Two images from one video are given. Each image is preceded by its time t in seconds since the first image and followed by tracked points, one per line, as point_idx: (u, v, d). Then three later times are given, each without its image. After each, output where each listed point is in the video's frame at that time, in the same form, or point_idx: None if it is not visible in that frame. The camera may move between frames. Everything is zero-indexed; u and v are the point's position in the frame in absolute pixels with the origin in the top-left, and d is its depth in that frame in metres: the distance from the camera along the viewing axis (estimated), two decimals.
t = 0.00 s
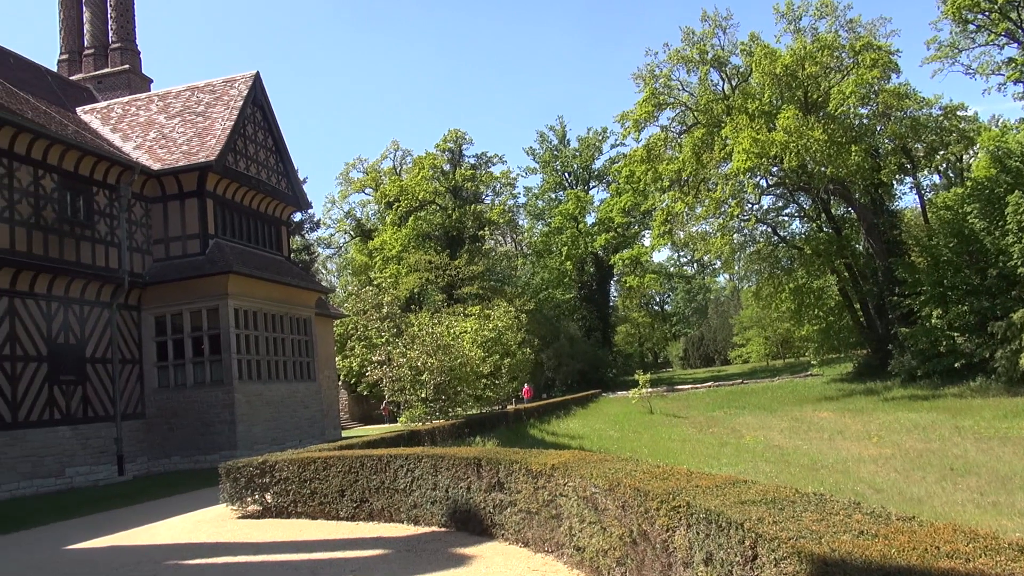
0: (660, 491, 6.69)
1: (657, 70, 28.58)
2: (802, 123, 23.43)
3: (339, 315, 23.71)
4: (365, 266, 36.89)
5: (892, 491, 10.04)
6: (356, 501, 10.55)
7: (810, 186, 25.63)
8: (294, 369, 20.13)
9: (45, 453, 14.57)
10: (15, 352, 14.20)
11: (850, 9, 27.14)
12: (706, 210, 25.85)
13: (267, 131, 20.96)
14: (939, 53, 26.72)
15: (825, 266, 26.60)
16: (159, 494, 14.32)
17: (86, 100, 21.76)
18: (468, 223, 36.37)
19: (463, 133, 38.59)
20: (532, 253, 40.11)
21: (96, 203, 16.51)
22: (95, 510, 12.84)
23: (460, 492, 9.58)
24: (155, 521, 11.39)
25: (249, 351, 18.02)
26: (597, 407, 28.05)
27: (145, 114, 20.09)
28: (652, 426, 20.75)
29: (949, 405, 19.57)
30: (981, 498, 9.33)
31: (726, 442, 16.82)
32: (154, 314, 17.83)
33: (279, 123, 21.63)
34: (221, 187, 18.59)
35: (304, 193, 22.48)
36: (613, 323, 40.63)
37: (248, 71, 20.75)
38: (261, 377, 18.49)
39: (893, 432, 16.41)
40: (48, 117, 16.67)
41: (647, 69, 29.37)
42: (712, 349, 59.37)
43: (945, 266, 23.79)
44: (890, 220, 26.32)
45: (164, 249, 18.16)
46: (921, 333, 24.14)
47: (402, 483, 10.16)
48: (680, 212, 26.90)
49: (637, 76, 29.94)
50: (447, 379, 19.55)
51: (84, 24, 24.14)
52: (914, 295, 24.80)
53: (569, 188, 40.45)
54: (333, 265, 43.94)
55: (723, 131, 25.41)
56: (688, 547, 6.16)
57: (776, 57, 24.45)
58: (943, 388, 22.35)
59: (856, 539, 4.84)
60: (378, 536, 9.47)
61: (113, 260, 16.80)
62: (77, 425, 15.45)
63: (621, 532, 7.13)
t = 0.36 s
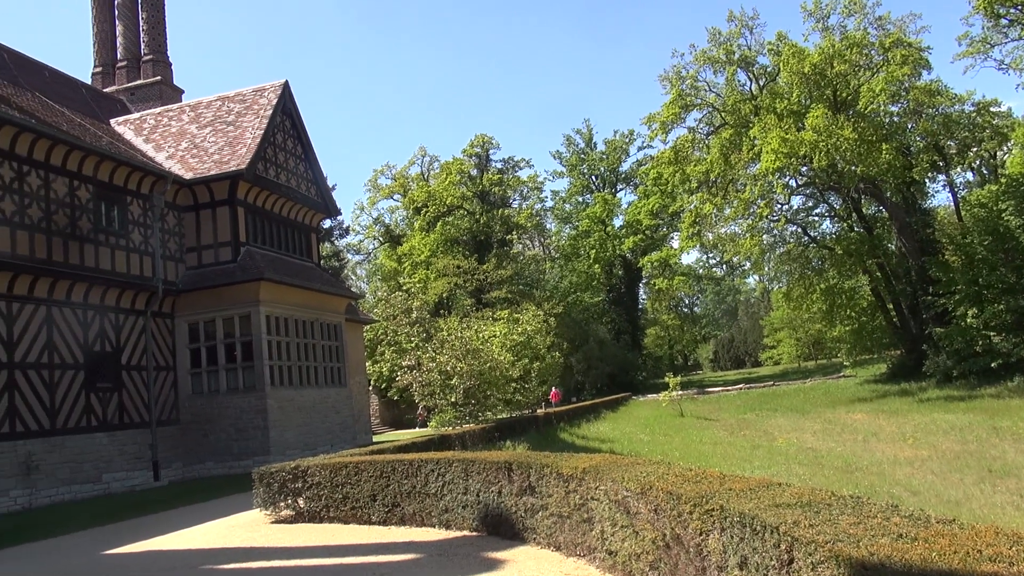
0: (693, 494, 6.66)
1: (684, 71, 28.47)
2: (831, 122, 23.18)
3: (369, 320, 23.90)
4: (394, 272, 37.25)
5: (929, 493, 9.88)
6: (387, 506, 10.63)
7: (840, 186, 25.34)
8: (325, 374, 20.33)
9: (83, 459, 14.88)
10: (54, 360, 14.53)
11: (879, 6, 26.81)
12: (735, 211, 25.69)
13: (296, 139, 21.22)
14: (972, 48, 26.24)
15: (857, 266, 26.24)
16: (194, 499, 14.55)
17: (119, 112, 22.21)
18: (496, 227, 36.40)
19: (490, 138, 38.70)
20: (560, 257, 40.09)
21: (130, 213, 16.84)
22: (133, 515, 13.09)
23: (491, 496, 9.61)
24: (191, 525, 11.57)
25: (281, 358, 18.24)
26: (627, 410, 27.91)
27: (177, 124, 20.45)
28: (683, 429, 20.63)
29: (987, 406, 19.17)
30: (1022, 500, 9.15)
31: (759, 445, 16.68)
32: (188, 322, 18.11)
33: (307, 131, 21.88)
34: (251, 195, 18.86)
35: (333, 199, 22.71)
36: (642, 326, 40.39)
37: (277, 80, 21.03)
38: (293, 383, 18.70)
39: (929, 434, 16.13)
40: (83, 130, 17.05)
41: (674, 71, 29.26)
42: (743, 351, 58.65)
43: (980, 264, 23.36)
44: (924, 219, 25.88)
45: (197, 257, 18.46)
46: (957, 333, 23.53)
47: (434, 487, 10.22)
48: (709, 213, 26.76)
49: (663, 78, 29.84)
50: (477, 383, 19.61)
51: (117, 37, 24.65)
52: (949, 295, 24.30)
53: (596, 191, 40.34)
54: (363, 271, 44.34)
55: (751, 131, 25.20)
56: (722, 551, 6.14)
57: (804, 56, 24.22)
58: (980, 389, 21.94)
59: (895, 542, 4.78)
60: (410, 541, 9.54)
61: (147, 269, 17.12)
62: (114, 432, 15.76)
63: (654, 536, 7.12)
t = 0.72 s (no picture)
0: (727, 499, 6.61)
1: (711, 73, 28.32)
2: (862, 122, 22.92)
3: (399, 326, 24.05)
4: (422, 277, 37.45)
5: (968, 498, 9.71)
6: (418, 510, 10.66)
7: (872, 186, 25.03)
8: (355, 380, 20.48)
9: (120, 464, 15.15)
10: (91, 367, 14.83)
11: (909, 4, 26.45)
12: (764, 213, 25.50)
13: (325, 147, 21.43)
14: (1006, 44, 25.77)
15: (890, 268, 25.85)
16: (228, 503, 14.75)
17: (152, 123, 22.61)
18: (523, 232, 36.46)
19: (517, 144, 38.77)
20: (588, 261, 40.03)
21: (164, 222, 17.14)
22: (169, 520, 13.30)
23: (522, 501, 9.61)
24: (225, 530, 11.73)
25: (312, 364, 18.43)
26: (657, 415, 27.77)
27: (208, 134, 20.76)
28: (714, 433, 20.48)
29: None
30: None
31: (792, 449, 16.50)
32: (220, 328, 18.36)
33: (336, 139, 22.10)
34: (282, 203, 19.09)
35: (362, 206, 22.90)
36: (671, 330, 40.15)
37: (305, 89, 21.26)
38: (324, 389, 18.87)
39: (966, 437, 15.83)
40: (118, 141, 17.40)
41: (701, 73, 29.11)
42: (773, 355, 57.71)
43: (1017, 264, 22.79)
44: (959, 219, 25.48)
45: (229, 265, 18.71)
46: (994, 333, 23.13)
47: (464, 492, 10.24)
48: (738, 215, 26.59)
49: (690, 80, 29.70)
50: (506, 389, 19.56)
51: (150, 50, 25.10)
52: (986, 295, 23.90)
53: (623, 195, 40.18)
54: (391, 277, 44.64)
55: (780, 132, 24.99)
56: (758, 557, 6.09)
57: (834, 56, 23.96)
58: (1019, 391, 21.52)
59: (937, 549, 4.71)
60: (441, 545, 9.58)
61: (181, 276, 17.39)
62: (150, 437, 16.03)
63: (688, 541, 7.08)
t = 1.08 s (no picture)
0: (761, 506, 6.54)
1: (739, 76, 28.12)
2: (894, 123, 22.61)
3: (427, 332, 24.15)
4: (450, 284, 37.61)
5: (1009, 507, 9.49)
6: (448, 516, 10.68)
7: (905, 188, 24.65)
8: (385, 386, 20.59)
9: (155, 470, 15.39)
10: (127, 375, 15.08)
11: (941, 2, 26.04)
12: (794, 216, 25.27)
13: (354, 155, 21.64)
14: None
15: (924, 271, 25.40)
16: (260, 509, 14.91)
17: (185, 134, 23.01)
18: (551, 238, 36.40)
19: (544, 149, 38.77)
20: (616, 266, 39.90)
21: (196, 231, 17.41)
22: (203, 525, 13.47)
23: (552, 508, 9.59)
24: (258, 535, 11.85)
25: (342, 370, 18.57)
26: (687, 420, 27.56)
27: (240, 144, 21.07)
28: (745, 439, 20.26)
29: None
30: None
31: (826, 456, 16.26)
32: (252, 335, 18.57)
33: (364, 148, 22.29)
34: (311, 212, 19.31)
35: (390, 214, 23.06)
36: (701, 335, 39.87)
37: (334, 99, 21.49)
38: (354, 395, 19.01)
39: (1006, 444, 15.48)
40: (152, 152, 17.71)
41: (729, 76, 28.93)
42: (805, 360, 57.20)
43: None
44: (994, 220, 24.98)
45: (260, 273, 18.94)
46: None
47: (494, 499, 10.24)
48: (767, 219, 26.37)
49: (718, 84, 29.54)
50: (534, 395, 19.59)
51: (183, 63, 25.55)
52: None
53: (651, 199, 39.96)
54: (419, 284, 44.87)
55: (810, 135, 24.73)
56: (793, 565, 6.03)
57: (864, 57, 23.69)
58: None
59: (980, 558, 4.62)
60: (472, 552, 9.58)
61: (213, 285, 17.64)
62: (184, 443, 16.26)
63: (720, 549, 7.04)
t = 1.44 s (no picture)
0: (795, 515, 6.47)
1: (765, 80, 27.91)
2: (925, 124, 22.28)
3: (455, 341, 24.22)
4: (477, 292, 37.70)
5: None
6: (478, 525, 10.66)
7: (938, 190, 24.25)
8: (413, 395, 20.68)
9: (189, 479, 15.58)
10: (161, 385, 15.31)
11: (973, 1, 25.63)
12: (824, 220, 24.94)
13: (381, 166, 21.82)
14: None
15: (959, 274, 24.91)
16: (292, 518, 15.02)
17: (216, 148, 23.37)
18: (577, 245, 36.32)
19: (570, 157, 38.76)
20: (643, 273, 39.71)
21: (228, 243, 17.66)
22: (237, 534, 13.60)
23: (582, 516, 9.54)
24: (290, 543, 11.94)
25: (371, 379, 18.69)
26: (718, 428, 27.27)
27: (269, 157, 21.34)
28: (778, 447, 20.00)
29: None
30: None
31: (860, 463, 16.00)
32: (282, 346, 18.76)
33: (391, 159, 22.48)
34: (340, 222, 19.49)
35: (417, 224, 23.20)
36: (730, 341, 39.55)
37: (361, 110, 21.70)
38: (383, 404, 19.11)
39: None
40: (184, 166, 18.01)
41: (755, 80, 28.73)
42: (838, 365, 56.01)
43: None
44: None
45: (290, 283, 19.14)
46: None
47: (524, 507, 10.20)
48: (796, 224, 26.07)
49: (745, 88, 29.34)
50: (562, 403, 19.52)
51: (213, 78, 25.97)
52: None
53: (678, 206, 39.70)
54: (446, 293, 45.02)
55: (839, 138, 24.44)
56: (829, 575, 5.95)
57: (893, 58, 23.40)
58: None
59: None
60: (502, 561, 9.56)
61: (244, 296, 17.86)
62: (217, 453, 16.45)
63: (754, 558, 6.96)
